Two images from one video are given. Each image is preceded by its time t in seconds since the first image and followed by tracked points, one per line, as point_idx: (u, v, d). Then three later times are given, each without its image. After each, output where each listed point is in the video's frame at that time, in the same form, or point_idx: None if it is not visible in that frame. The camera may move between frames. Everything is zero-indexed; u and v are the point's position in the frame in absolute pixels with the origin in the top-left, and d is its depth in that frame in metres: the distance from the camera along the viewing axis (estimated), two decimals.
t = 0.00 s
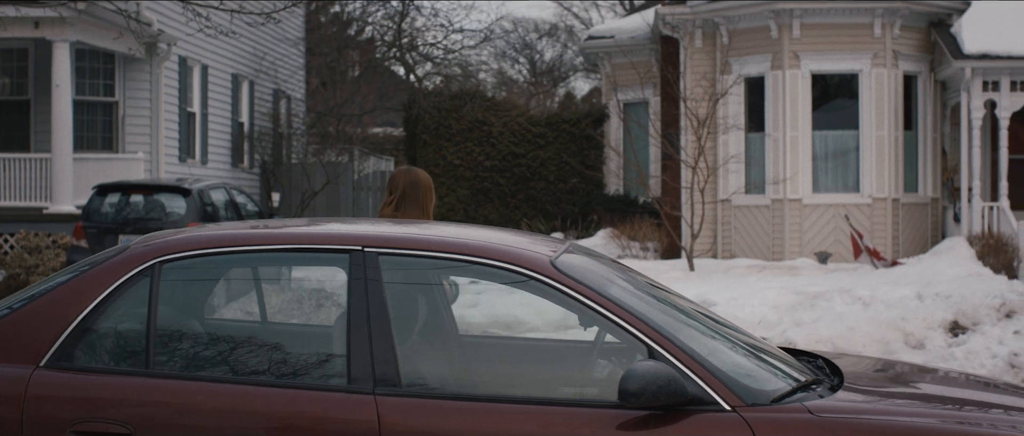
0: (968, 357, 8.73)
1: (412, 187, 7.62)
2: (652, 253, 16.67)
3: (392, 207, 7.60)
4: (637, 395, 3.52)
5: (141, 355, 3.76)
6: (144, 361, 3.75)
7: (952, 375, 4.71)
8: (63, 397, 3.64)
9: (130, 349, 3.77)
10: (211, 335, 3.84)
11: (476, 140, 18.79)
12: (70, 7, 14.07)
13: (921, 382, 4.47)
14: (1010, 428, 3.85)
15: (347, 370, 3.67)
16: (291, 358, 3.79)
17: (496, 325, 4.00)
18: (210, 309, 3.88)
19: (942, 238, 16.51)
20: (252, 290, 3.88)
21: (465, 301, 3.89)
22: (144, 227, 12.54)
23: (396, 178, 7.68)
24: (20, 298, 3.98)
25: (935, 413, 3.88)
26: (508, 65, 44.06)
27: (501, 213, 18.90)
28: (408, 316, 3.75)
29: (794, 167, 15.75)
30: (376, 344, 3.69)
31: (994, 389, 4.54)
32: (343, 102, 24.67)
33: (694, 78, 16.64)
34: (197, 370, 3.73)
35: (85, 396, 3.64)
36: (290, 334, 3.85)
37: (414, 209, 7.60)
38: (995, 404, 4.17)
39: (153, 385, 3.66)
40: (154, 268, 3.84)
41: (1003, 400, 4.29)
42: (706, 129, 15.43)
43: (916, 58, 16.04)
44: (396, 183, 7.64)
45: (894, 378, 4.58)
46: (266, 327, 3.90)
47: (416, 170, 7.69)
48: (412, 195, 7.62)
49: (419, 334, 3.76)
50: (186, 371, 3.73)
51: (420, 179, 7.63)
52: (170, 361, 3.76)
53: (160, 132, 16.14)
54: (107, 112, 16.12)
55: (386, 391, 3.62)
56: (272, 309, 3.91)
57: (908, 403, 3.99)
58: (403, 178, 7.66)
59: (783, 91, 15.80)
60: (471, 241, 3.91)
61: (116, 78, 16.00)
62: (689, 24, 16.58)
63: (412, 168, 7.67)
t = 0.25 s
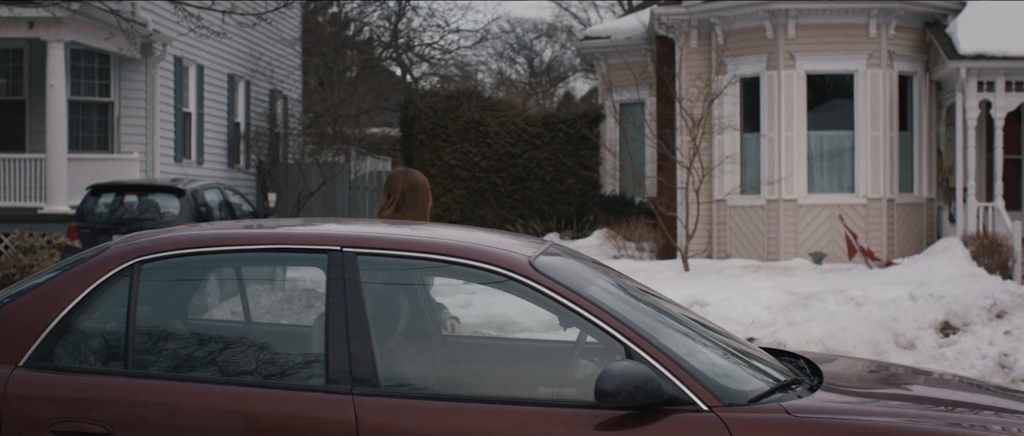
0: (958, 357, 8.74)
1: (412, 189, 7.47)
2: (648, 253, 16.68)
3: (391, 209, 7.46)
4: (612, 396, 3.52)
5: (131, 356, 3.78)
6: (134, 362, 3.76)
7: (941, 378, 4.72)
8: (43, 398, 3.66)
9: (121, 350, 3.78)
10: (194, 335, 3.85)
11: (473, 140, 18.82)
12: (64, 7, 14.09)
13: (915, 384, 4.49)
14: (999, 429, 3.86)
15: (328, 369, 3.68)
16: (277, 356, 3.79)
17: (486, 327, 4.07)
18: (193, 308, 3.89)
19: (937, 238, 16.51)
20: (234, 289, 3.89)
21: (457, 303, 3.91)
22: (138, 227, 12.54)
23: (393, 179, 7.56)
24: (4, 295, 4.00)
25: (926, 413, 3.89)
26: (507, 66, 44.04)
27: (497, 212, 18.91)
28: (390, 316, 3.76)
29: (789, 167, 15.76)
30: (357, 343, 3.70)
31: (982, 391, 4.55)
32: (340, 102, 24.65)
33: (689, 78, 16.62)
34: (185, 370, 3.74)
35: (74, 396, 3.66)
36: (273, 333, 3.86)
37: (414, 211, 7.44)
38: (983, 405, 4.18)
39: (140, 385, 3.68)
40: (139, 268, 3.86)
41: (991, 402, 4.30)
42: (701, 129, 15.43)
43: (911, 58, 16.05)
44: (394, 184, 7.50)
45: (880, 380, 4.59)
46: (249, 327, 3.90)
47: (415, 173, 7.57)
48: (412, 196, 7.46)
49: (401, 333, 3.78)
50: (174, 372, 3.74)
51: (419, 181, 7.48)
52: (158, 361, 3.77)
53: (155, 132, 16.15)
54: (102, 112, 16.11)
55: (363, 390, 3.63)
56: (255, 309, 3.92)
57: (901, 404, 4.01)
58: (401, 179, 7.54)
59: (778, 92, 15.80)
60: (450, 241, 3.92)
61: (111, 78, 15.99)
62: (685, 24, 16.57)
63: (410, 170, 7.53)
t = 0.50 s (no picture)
0: (947, 357, 8.75)
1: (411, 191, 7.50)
2: (643, 253, 16.69)
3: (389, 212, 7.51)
4: (585, 396, 3.56)
5: (121, 357, 3.82)
6: (124, 363, 3.80)
7: (932, 381, 4.74)
8: (19, 398, 3.71)
9: (113, 351, 3.83)
10: (175, 335, 3.88)
11: (467, 140, 18.78)
12: (57, 8, 14.09)
13: (906, 386, 4.51)
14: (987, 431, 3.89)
15: (307, 369, 3.73)
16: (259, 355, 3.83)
17: (475, 328, 4.12)
18: (176, 308, 3.93)
19: (932, 238, 16.51)
20: (215, 290, 3.92)
21: (448, 302, 3.98)
22: (130, 228, 12.56)
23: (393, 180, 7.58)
24: None
25: (917, 414, 3.92)
26: (505, 66, 43.99)
27: (492, 212, 18.91)
28: (367, 316, 3.82)
29: (783, 167, 15.76)
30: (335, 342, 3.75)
31: (967, 393, 4.57)
32: (336, 102, 24.63)
33: (684, 78, 16.62)
34: (173, 371, 3.79)
35: (64, 397, 3.70)
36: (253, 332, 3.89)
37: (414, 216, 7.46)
38: (969, 407, 4.20)
39: (129, 387, 3.72)
40: (126, 270, 3.91)
41: (976, 403, 4.32)
42: (695, 129, 15.43)
43: (905, 58, 16.05)
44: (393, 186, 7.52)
45: (866, 381, 4.61)
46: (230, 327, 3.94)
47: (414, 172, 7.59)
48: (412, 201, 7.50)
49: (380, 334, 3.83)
50: (162, 373, 3.78)
51: (418, 183, 7.50)
52: (146, 361, 3.81)
53: (149, 132, 16.15)
54: (97, 113, 16.11)
55: (337, 390, 3.68)
56: (236, 309, 3.95)
57: (890, 406, 4.05)
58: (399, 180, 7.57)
59: (772, 92, 15.80)
60: (425, 241, 3.97)
61: (105, 78, 15.99)
62: (679, 24, 16.56)
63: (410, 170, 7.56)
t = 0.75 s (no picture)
0: (934, 358, 8.76)
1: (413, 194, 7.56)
2: (637, 253, 16.69)
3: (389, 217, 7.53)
4: (553, 396, 3.62)
5: (109, 358, 3.86)
6: (113, 364, 3.84)
7: (914, 383, 4.77)
8: None
9: (99, 352, 3.87)
10: (154, 335, 3.93)
11: (462, 141, 18.78)
12: (49, 9, 14.10)
13: (896, 388, 4.54)
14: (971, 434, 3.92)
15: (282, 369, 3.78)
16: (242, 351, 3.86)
17: (465, 328, 4.19)
18: (154, 308, 3.97)
19: (926, 238, 16.51)
20: (193, 290, 3.97)
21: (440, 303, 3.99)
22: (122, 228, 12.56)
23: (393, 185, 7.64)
24: None
25: (907, 417, 3.95)
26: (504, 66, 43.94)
27: (487, 213, 18.89)
28: (340, 317, 3.88)
29: (777, 167, 15.76)
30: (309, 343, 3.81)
31: (950, 395, 4.59)
32: (332, 103, 24.60)
33: (677, 79, 16.59)
34: (159, 372, 3.83)
35: (56, 398, 3.73)
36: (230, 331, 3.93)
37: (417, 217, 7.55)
38: (953, 409, 4.23)
39: (117, 387, 3.76)
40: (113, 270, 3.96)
41: (962, 405, 4.36)
42: (688, 129, 15.42)
43: (899, 59, 16.05)
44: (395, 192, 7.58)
45: (848, 383, 4.63)
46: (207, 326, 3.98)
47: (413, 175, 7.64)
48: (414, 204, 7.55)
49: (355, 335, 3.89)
50: (148, 374, 3.82)
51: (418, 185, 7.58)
52: (133, 363, 3.86)
53: (143, 132, 16.15)
54: (91, 113, 16.13)
55: (307, 391, 3.73)
56: (214, 308, 3.99)
57: (881, 407, 4.08)
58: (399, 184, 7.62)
59: (766, 92, 15.80)
60: (393, 241, 4.03)
61: (99, 79, 16.00)
62: (673, 25, 16.56)
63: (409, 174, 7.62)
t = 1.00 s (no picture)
0: (918, 358, 8.76)
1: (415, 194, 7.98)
2: (630, 253, 16.69)
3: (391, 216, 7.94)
4: (516, 396, 3.66)
5: (95, 359, 3.93)
6: (97, 365, 3.91)
7: (896, 384, 4.79)
8: None
9: (80, 352, 3.94)
10: (130, 334, 3.99)
11: (457, 141, 18.80)
12: (41, 10, 14.13)
13: (883, 390, 4.58)
14: None
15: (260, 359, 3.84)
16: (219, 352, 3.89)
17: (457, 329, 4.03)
18: (129, 307, 4.03)
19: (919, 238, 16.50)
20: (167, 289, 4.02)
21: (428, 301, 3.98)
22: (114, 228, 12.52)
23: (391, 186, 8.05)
24: None
25: (893, 419, 3.98)
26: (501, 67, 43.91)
27: (481, 213, 18.87)
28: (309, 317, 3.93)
29: (770, 167, 15.77)
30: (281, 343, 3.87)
31: (928, 397, 4.60)
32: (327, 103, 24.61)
33: (670, 79, 16.59)
34: (143, 372, 3.88)
35: (49, 398, 3.80)
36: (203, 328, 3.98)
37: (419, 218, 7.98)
38: (947, 412, 4.25)
39: (91, 386, 3.82)
40: (98, 273, 4.02)
41: (951, 408, 4.39)
42: (680, 129, 15.43)
43: (892, 59, 16.05)
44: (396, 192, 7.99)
45: (825, 384, 4.64)
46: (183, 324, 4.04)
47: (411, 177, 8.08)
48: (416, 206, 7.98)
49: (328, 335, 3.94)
50: (131, 375, 3.87)
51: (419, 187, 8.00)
52: (120, 363, 3.92)
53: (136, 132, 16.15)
54: (84, 114, 16.16)
55: (272, 391, 3.78)
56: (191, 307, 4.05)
57: (868, 409, 4.10)
58: (399, 186, 8.05)
59: (758, 92, 15.80)
60: (361, 241, 4.07)
61: (92, 79, 16.01)
62: (666, 25, 16.56)
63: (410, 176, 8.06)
